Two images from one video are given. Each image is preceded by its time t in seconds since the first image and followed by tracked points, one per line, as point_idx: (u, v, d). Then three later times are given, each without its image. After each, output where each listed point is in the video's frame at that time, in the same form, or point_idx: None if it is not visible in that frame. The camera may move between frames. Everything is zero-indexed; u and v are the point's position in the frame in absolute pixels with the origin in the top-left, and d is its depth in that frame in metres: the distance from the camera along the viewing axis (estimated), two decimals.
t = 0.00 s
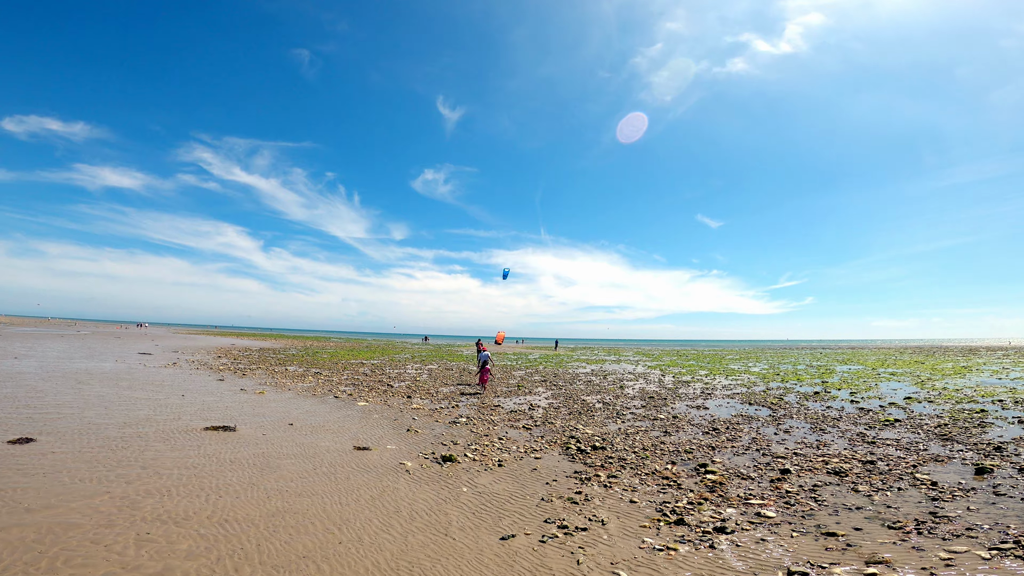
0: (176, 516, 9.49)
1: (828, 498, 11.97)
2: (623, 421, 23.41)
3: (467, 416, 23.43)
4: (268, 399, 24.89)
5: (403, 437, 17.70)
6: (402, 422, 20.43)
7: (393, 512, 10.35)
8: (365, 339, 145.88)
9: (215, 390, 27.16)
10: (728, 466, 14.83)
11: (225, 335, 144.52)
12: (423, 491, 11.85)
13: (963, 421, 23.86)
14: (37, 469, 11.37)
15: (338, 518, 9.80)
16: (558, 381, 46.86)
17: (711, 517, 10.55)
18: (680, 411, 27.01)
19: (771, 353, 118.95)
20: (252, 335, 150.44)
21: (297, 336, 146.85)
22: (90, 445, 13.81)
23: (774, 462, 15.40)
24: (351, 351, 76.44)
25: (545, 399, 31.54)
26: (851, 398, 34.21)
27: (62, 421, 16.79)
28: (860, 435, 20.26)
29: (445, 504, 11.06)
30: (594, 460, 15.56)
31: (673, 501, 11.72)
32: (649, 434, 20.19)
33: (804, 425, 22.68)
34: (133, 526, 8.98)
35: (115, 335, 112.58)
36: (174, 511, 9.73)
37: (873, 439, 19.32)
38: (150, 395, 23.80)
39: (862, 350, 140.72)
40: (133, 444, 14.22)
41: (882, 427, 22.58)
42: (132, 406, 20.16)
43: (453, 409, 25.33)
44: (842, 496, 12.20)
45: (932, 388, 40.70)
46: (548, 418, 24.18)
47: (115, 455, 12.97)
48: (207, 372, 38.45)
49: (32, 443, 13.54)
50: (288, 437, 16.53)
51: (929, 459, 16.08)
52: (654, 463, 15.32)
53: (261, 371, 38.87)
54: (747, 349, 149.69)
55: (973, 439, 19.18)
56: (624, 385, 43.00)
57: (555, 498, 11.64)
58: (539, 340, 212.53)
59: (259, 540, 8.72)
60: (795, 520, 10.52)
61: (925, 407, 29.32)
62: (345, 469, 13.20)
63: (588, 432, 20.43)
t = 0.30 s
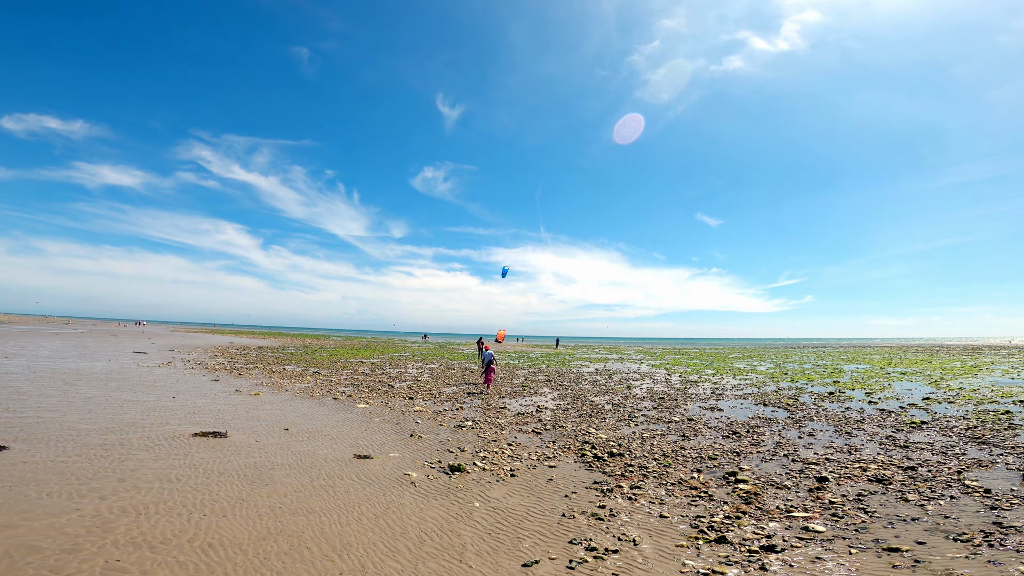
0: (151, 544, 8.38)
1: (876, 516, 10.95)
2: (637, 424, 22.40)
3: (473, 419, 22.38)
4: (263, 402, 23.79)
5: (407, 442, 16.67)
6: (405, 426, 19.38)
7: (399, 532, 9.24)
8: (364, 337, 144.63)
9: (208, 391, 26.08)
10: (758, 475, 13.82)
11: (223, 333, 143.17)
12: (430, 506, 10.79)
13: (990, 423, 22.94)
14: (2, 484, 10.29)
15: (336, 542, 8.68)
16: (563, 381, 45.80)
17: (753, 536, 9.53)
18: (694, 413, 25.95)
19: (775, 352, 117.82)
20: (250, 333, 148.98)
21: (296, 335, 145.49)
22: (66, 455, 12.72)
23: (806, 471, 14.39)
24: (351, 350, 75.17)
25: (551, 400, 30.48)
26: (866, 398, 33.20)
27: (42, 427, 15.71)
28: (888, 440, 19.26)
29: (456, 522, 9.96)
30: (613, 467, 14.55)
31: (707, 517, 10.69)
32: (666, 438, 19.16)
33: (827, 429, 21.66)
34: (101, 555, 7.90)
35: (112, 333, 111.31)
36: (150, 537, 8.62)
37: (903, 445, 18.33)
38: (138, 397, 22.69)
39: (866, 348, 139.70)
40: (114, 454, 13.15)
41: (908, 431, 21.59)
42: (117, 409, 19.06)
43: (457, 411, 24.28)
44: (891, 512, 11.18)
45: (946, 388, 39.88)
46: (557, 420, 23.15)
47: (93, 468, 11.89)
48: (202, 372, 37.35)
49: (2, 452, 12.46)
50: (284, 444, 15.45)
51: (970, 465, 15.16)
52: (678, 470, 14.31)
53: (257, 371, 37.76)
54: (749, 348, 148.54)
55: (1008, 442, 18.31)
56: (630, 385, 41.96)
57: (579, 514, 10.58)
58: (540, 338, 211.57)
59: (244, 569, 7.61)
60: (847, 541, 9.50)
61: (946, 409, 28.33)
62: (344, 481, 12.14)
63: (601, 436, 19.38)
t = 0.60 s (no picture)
0: (129, 569, 7.32)
1: (944, 529, 9.94)
2: (655, 424, 21.40)
3: (482, 420, 21.22)
4: (261, 402, 22.68)
5: (415, 446, 15.61)
6: (412, 428, 18.22)
7: (414, 554, 8.18)
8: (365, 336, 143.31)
9: (203, 391, 24.93)
10: (799, 481, 12.73)
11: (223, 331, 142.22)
12: (446, 520, 9.73)
13: None
14: None
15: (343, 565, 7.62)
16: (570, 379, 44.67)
17: (815, 554, 8.44)
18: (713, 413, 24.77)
19: (781, 350, 116.46)
20: (251, 331, 147.98)
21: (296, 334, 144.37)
22: (44, 463, 11.66)
23: (850, 476, 13.32)
24: (352, 348, 73.99)
25: (562, 399, 29.28)
26: (889, 397, 31.96)
27: (21, 430, 14.61)
28: (926, 443, 18.14)
29: (477, 539, 8.90)
30: (641, 473, 13.45)
31: (757, 530, 9.60)
32: (690, 440, 18.04)
33: (858, 430, 20.53)
34: None
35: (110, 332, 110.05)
36: (129, 562, 7.57)
37: (944, 447, 17.22)
38: (130, 397, 21.57)
39: (872, 346, 138.22)
40: (96, 463, 12.02)
41: (943, 432, 20.46)
42: (106, 411, 17.95)
43: (466, 412, 23.20)
44: (958, 524, 10.12)
45: (967, 386, 38.81)
46: (571, 421, 22.02)
47: (70, 479, 10.77)
48: (199, 371, 36.22)
49: None
50: (282, 450, 14.30)
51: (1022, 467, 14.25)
52: (711, 476, 13.20)
53: (255, 370, 36.61)
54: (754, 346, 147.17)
55: None
56: (641, 383, 40.86)
57: (614, 526, 9.59)
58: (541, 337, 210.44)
59: None
60: (921, 561, 8.40)
61: (976, 408, 27.15)
62: (350, 491, 11.09)
63: (621, 438, 18.27)
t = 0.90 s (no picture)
0: None
1: (1018, 539, 8.99)
2: (673, 429, 20.43)
3: (490, 425, 20.13)
4: (257, 406, 21.54)
5: (422, 455, 14.53)
6: (416, 435, 17.11)
7: None
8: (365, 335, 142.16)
9: (196, 395, 23.80)
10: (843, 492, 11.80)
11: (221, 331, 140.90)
12: (463, 546, 8.63)
13: None
14: None
15: None
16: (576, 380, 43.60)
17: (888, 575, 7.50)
18: (731, 417, 23.69)
19: (784, 349, 115.45)
20: (249, 331, 146.70)
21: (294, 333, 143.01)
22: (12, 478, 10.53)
23: (896, 487, 12.34)
24: (351, 348, 72.85)
25: (571, 402, 28.16)
26: (908, 399, 30.98)
27: None
28: (964, 448, 17.14)
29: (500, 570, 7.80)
30: (669, 485, 12.38)
31: (812, 550, 8.58)
32: (714, 446, 17.00)
33: (888, 435, 19.48)
34: None
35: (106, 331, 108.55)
36: None
37: (985, 452, 16.22)
38: (117, 402, 20.40)
39: (875, 345, 137.56)
40: (71, 478, 10.89)
41: (979, 436, 19.44)
42: (90, 418, 16.79)
43: (472, 416, 22.10)
44: None
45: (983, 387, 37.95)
46: (584, 425, 21.00)
47: (39, 497, 9.65)
48: (194, 373, 35.08)
49: None
50: (278, 463, 13.08)
51: None
52: (747, 488, 12.14)
53: (252, 371, 35.48)
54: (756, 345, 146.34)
55: None
56: (649, 384, 39.85)
57: (653, 549, 8.58)
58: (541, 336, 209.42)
59: None
60: None
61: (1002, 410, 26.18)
62: (353, 511, 9.98)
63: (640, 444, 17.19)
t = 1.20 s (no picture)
0: None
1: None
2: (692, 434, 19.37)
3: (498, 432, 18.99)
4: (251, 411, 20.44)
5: (427, 467, 13.44)
6: (419, 443, 15.96)
7: None
8: (365, 336, 141.09)
9: (187, 399, 22.69)
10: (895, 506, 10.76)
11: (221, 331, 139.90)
12: None
13: None
14: None
15: None
16: (583, 382, 42.47)
17: None
18: (750, 421, 22.56)
19: (789, 350, 114.39)
20: (249, 332, 145.76)
21: (294, 334, 142.39)
22: None
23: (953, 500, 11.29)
24: (351, 349, 71.65)
25: (579, 406, 27.02)
26: (928, 401, 29.90)
27: None
28: (1008, 454, 16.07)
29: None
30: (702, 500, 11.25)
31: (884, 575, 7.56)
32: (739, 453, 15.89)
33: (921, 441, 18.40)
34: None
35: (102, 333, 107.21)
36: None
37: None
38: (103, 408, 19.32)
39: (879, 346, 136.48)
40: (37, 495, 10.07)
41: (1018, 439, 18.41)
42: (70, 426, 15.74)
43: (478, 421, 21.02)
44: None
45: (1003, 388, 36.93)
46: (597, 431, 19.93)
47: None
48: (188, 375, 33.98)
49: None
50: (268, 479, 12.00)
51: None
52: (788, 503, 11.02)
53: (247, 374, 34.35)
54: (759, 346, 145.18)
55: None
56: (658, 386, 38.76)
57: None
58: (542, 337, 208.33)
59: None
60: None
61: None
62: (351, 536, 8.86)
63: (660, 452, 16.07)
